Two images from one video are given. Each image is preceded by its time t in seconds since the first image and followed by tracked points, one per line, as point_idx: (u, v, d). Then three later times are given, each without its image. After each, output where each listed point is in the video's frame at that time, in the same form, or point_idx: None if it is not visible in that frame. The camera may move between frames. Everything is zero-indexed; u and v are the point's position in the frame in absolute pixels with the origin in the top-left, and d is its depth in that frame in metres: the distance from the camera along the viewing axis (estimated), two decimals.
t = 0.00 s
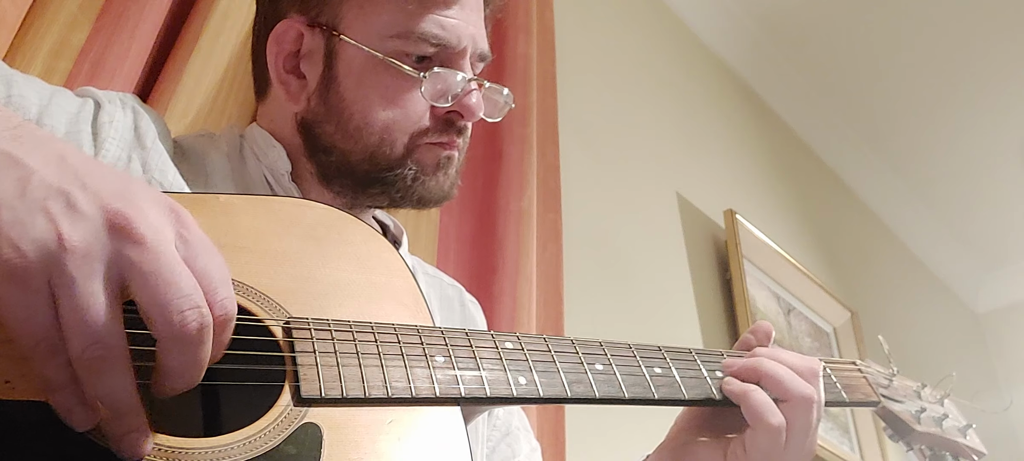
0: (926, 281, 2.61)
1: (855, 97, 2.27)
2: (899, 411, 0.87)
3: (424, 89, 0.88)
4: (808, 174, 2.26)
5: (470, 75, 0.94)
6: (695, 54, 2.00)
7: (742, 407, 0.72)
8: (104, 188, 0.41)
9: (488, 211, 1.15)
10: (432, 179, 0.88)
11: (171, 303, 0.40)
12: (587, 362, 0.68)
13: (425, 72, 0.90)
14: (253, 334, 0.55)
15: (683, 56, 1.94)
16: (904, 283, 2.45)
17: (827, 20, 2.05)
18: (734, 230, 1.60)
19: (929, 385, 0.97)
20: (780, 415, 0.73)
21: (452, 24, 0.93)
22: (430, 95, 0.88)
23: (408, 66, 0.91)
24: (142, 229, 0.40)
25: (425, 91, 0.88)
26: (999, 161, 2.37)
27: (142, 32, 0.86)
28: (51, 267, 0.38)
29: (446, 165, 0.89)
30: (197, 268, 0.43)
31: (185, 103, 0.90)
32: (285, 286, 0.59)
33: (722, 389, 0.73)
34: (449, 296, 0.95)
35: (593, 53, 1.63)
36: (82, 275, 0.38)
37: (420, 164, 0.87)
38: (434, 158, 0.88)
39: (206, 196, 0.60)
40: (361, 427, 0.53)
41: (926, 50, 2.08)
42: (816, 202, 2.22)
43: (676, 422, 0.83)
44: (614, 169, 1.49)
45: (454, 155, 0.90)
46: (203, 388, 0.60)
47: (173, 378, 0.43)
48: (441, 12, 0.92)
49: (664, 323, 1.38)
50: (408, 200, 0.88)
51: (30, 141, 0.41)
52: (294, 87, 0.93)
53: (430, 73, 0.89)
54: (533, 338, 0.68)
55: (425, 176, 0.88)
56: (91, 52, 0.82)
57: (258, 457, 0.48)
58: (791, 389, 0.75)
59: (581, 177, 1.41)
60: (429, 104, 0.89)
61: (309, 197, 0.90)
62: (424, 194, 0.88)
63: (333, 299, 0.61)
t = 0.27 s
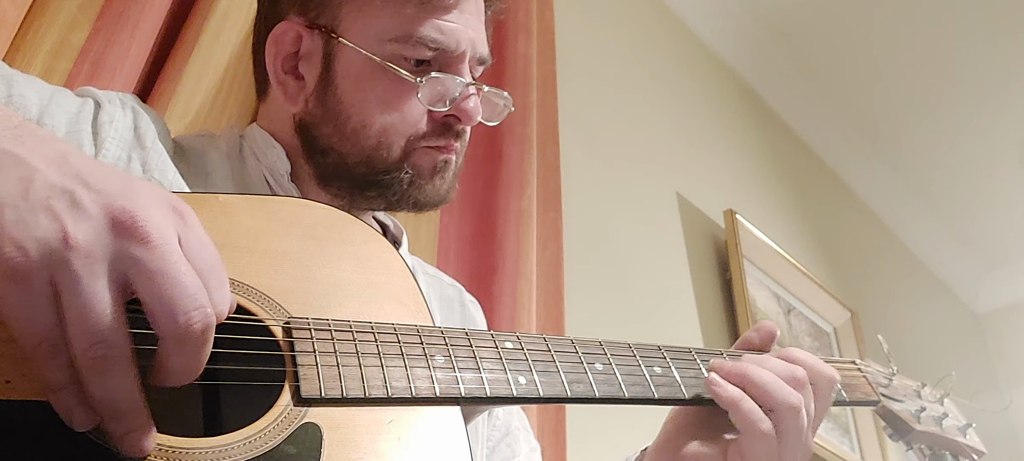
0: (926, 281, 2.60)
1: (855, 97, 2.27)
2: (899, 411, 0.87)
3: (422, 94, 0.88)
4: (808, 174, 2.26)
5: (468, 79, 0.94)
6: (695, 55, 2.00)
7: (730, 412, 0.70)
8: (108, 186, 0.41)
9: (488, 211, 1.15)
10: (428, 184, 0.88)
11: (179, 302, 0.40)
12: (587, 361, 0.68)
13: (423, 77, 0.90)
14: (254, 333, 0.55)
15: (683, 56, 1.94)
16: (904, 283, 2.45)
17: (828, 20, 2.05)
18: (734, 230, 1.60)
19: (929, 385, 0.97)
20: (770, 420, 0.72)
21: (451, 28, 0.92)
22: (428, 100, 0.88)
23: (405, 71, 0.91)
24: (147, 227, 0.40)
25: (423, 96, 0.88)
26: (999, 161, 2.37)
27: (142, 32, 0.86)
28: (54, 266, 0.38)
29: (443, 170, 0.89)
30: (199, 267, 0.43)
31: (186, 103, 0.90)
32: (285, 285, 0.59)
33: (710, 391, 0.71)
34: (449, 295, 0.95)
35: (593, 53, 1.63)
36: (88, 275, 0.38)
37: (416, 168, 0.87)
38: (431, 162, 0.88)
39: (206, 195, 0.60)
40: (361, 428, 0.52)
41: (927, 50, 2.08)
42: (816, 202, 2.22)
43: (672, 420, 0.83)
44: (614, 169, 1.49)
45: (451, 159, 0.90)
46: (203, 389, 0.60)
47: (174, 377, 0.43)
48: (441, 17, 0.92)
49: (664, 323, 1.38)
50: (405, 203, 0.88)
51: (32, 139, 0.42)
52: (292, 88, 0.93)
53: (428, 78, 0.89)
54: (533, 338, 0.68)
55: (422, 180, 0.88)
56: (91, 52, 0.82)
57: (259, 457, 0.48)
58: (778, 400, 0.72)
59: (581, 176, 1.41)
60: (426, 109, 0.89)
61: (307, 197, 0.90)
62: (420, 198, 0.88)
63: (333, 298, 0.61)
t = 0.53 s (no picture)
0: (926, 281, 2.60)
1: (855, 97, 2.27)
2: (901, 409, 0.87)
3: (420, 94, 0.88)
4: (808, 174, 2.26)
5: (467, 78, 0.93)
6: (695, 54, 2.00)
7: (730, 413, 0.70)
8: (102, 188, 0.41)
9: (488, 211, 1.15)
10: (427, 183, 0.88)
11: (169, 302, 0.40)
12: (588, 361, 0.68)
13: (421, 76, 0.90)
14: (254, 333, 0.55)
15: (682, 56, 1.94)
16: (904, 283, 2.45)
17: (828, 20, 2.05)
18: (734, 230, 1.60)
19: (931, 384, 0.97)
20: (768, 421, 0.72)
21: (449, 27, 0.92)
22: (426, 99, 0.88)
23: (404, 70, 0.90)
24: (140, 228, 0.40)
25: (421, 95, 0.88)
26: (999, 161, 2.37)
27: (143, 31, 0.86)
28: (49, 268, 0.38)
29: (441, 169, 0.89)
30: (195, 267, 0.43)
31: (186, 103, 0.90)
32: (285, 285, 0.59)
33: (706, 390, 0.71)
34: (449, 295, 0.95)
35: (593, 53, 1.63)
36: (79, 275, 0.38)
37: (414, 167, 0.87)
38: (429, 161, 0.88)
39: (206, 195, 0.60)
40: (361, 427, 0.52)
41: (927, 50, 2.08)
42: (816, 202, 2.22)
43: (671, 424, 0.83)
44: (614, 168, 1.49)
45: (450, 158, 0.90)
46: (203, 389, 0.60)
47: (172, 380, 0.43)
48: (440, 16, 0.92)
49: (664, 322, 1.37)
50: (403, 203, 0.88)
51: (28, 139, 0.42)
52: (290, 88, 0.93)
53: (426, 77, 0.89)
54: (534, 337, 0.68)
55: (420, 180, 0.87)
56: (91, 52, 0.82)
57: (260, 457, 0.48)
58: (774, 399, 0.72)
59: (581, 176, 1.41)
60: (424, 108, 0.89)
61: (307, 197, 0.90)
62: (418, 197, 0.88)
63: (333, 297, 0.61)
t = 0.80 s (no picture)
0: (926, 281, 2.60)
1: (855, 97, 2.27)
2: (903, 408, 0.87)
3: (420, 93, 0.88)
4: (808, 174, 2.26)
5: (467, 78, 0.93)
6: (695, 55, 2.00)
7: (730, 413, 0.70)
8: (103, 187, 0.41)
9: (489, 210, 1.15)
10: (427, 182, 0.88)
11: (169, 301, 0.40)
12: (588, 360, 0.68)
13: (422, 75, 0.90)
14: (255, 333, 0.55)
15: (682, 56, 1.94)
16: (904, 283, 2.45)
17: (828, 20, 2.04)
18: (734, 230, 1.60)
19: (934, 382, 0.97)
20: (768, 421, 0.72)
21: (450, 26, 0.92)
22: (426, 98, 0.88)
23: (404, 70, 0.90)
24: (140, 226, 0.40)
25: (422, 94, 0.88)
26: (999, 161, 2.37)
27: (143, 31, 0.86)
28: (49, 266, 0.38)
29: (441, 168, 0.89)
30: (195, 266, 0.43)
31: (186, 102, 0.90)
32: (285, 284, 0.59)
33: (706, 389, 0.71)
34: (450, 294, 0.95)
35: (593, 53, 1.63)
36: (78, 273, 0.38)
37: (415, 166, 0.87)
38: (430, 160, 0.88)
39: (206, 194, 0.60)
40: (361, 427, 0.52)
41: (926, 50, 2.08)
42: (816, 202, 2.22)
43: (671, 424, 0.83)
44: (614, 168, 1.49)
45: (450, 158, 0.90)
46: (204, 389, 0.60)
47: (171, 380, 0.42)
48: (440, 15, 0.92)
49: (664, 322, 1.37)
50: (404, 203, 0.88)
51: (28, 138, 0.42)
52: (290, 87, 0.93)
53: (427, 76, 0.89)
54: (535, 336, 0.68)
55: (420, 179, 0.87)
56: (92, 51, 0.82)
57: (260, 457, 0.48)
58: (774, 398, 0.72)
59: (581, 175, 1.40)
60: (425, 107, 0.89)
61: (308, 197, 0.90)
62: (418, 197, 0.88)
63: (334, 296, 0.61)
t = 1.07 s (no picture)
0: (926, 281, 2.60)
1: (855, 97, 2.27)
2: (904, 408, 0.87)
3: (422, 92, 0.88)
4: (808, 174, 2.26)
5: (468, 78, 0.93)
6: (695, 55, 2.00)
7: (730, 414, 0.70)
8: (102, 187, 0.41)
9: (489, 210, 1.15)
10: (428, 182, 0.88)
11: (169, 302, 0.39)
12: (589, 359, 0.68)
13: (423, 75, 0.90)
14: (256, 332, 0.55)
15: (683, 56, 1.94)
16: (904, 283, 2.45)
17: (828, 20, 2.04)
18: (735, 230, 1.60)
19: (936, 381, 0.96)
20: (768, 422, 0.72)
21: (451, 26, 0.92)
22: (428, 98, 0.88)
23: (406, 69, 0.90)
24: (140, 227, 0.40)
25: (423, 94, 0.88)
26: (998, 162, 2.37)
27: (143, 31, 0.86)
28: (48, 267, 0.38)
29: (443, 168, 0.89)
30: (195, 268, 0.42)
31: (186, 102, 0.90)
32: (286, 283, 0.59)
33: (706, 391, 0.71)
34: (450, 294, 0.95)
35: (594, 53, 1.62)
36: (78, 274, 0.38)
37: (416, 166, 0.87)
38: (430, 160, 0.88)
39: (207, 193, 0.60)
40: (362, 426, 0.52)
41: (926, 50, 2.07)
42: (816, 203, 2.22)
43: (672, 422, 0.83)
44: (614, 168, 1.49)
45: (451, 157, 0.90)
46: (205, 388, 0.60)
47: (173, 379, 0.42)
48: (441, 15, 0.92)
49: (664, 322, 1.37)
50: (405, 202, 0.88)
51: (28, 138, 0.42)
52: (291, 87, 0.93)
53: (428, 76, 0.89)
54: (535, 336, 0.68)
55: (421, 178, 0.87)
56: (92, 52, 0.82)
57: (259, 457, 0.48)
58: (774, 399, 0.72)
59: (581, 175, 1.40)
60: (426, 107, 0.89)
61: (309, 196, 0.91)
62: (419, 196, 0.88)
63: (334, 295, 0.61)
